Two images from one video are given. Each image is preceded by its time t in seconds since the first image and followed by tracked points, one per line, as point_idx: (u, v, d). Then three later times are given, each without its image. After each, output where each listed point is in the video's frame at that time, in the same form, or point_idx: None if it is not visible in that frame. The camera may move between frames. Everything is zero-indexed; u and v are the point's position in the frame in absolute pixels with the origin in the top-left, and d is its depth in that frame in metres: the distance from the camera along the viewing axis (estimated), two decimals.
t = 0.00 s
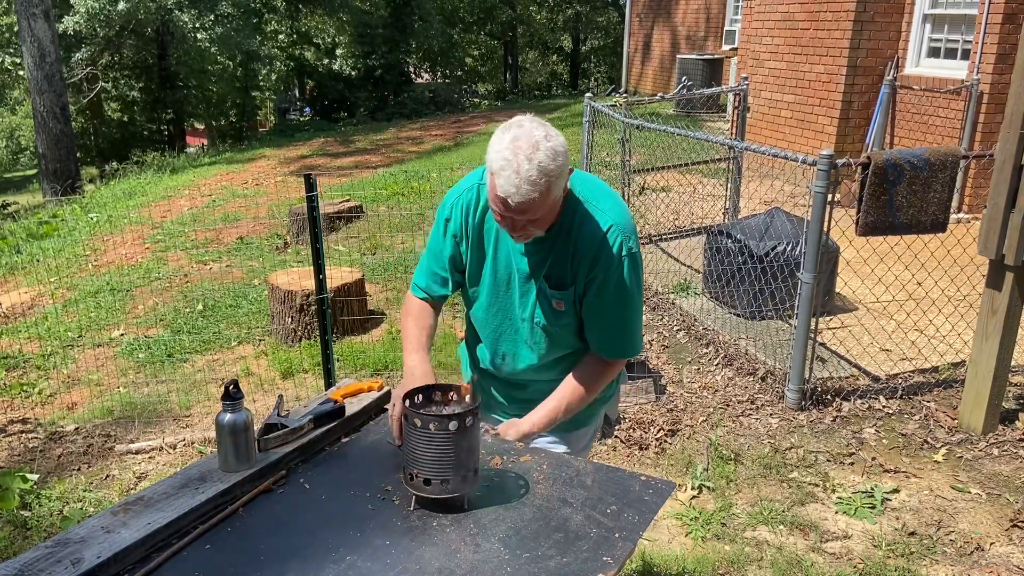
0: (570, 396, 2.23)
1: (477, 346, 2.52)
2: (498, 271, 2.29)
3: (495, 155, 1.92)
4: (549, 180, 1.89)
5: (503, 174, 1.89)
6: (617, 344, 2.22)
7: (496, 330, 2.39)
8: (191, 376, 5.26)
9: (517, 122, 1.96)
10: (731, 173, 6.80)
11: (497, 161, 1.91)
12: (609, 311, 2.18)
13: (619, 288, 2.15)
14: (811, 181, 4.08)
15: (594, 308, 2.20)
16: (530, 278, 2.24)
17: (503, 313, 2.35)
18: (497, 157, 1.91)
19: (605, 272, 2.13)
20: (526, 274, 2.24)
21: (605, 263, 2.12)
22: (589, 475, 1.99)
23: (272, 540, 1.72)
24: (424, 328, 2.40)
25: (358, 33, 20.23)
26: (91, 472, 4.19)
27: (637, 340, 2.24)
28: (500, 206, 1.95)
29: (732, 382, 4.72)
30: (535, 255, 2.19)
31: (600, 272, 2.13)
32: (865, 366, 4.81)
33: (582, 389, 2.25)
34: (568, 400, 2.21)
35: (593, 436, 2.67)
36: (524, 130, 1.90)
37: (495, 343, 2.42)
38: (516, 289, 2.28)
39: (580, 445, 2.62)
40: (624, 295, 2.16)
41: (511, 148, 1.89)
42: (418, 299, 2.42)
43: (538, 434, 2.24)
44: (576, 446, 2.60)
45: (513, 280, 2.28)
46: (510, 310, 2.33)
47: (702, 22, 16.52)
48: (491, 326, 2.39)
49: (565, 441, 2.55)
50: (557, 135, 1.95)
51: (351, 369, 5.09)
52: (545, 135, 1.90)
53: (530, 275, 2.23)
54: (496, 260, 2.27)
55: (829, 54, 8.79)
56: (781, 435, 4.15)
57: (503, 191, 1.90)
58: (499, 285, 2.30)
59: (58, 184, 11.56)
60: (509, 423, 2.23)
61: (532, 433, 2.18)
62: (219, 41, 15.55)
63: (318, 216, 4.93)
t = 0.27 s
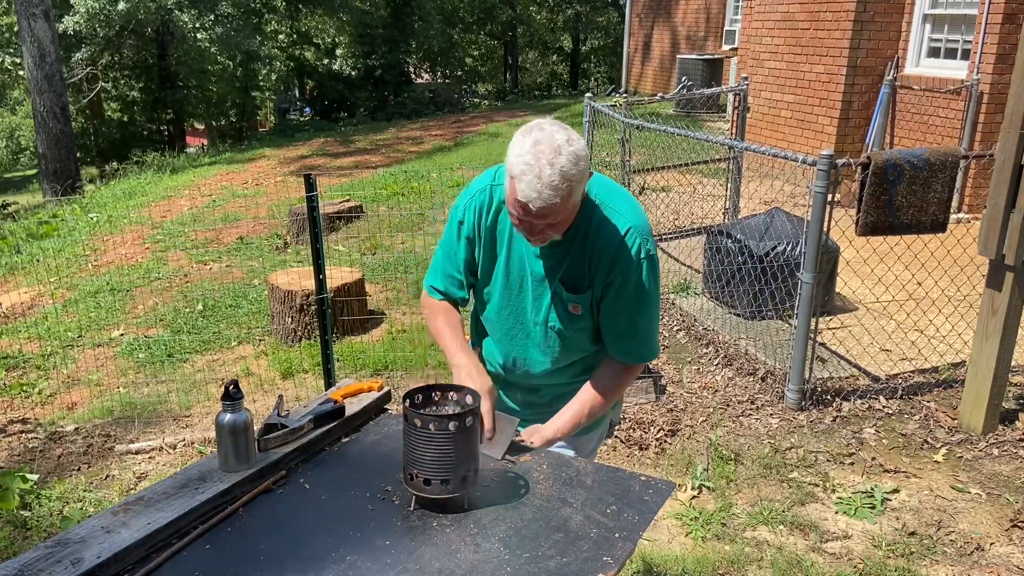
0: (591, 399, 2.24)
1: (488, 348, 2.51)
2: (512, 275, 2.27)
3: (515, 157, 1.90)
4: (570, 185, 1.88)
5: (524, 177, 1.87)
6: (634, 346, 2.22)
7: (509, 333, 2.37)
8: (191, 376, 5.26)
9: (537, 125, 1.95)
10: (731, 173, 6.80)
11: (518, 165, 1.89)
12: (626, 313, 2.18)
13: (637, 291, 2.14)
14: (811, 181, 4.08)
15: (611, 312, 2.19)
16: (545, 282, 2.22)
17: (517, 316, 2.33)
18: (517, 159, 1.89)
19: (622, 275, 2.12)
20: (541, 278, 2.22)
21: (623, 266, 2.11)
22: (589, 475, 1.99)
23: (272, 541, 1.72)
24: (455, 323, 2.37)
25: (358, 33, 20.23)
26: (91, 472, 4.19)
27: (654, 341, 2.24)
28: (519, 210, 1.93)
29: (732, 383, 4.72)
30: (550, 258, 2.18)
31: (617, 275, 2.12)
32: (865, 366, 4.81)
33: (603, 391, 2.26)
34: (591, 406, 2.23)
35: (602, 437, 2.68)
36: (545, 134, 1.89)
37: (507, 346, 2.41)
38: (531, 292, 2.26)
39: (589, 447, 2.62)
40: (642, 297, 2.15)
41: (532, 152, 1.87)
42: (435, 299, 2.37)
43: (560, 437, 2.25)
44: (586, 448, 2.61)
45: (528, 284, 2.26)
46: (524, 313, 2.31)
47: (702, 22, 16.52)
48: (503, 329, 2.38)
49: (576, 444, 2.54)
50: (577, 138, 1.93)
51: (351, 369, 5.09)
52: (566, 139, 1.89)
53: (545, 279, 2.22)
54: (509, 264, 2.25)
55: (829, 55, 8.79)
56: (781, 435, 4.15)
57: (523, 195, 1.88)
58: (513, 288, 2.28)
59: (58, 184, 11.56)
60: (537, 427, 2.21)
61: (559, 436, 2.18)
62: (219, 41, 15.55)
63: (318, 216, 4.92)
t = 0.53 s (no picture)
0: (610, 403, 2.24)
1: (500, 349, 2.49)
2: (527, 276, 2.25)
3: (534, 155, 1.88)
4: (587, 184, 1.86)
5: (542, 174, 1.85)
6: (652, 348, 2.20)
7: (522, 335, 2.36)
8: (191, 376, 5.26)
9: (556, 124, 1.93)
10: (731, 173, 6.79)
11: (536, 162, 1.87)
12: (644, 316, 2.17)
13: (655, 293, 2.12)
14: (811, 181, 4.08)
15: (628, 314, 2.18)
16: (560, 283, 2.20)
17: (531, 317, 2.31)
18: (536, 157, 1.88)
19: (641, 277, 2.10)
20: (556, 280, 2.20)
21: (641, 268, 2.09)
22: (589, 475, 1.99)
23: (273, 541, 1.72)
24: (468, 318, 2.36)
25: (358, 33, 20.22)
26: (91, 472, 4.19)
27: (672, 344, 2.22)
28: (535, 208, 1.92)
29: (732, 382, 4.72)
30: (566, 260, 2.16)
31: (635, 277, 2.11)
32: (865, 366, 4.81)
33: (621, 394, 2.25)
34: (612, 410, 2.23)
35: (614, 439, 2.67)
36: (564, 132, 1.87)
37: (519, 348, 2.38)
38: (545, 294, 2.25)
39: (600, 450, 2.61)
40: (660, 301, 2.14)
41: (551, 149, 1.86)
42: (448, 295, 2.38)
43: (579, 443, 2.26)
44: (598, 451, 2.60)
45: (543, 285, 2.24)
46: (538, 315, 2.30)
47: (702, 22, 16.52)
48: (517, 331, 2.36)
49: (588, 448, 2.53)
50: (597, 138, 1.92)
51: (351, 369, 5.10)
52: (585, 138, 1.87)
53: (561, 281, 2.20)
54: (523, 265, 2.24)
55: (829, 55, 8.79)
56: (781, 435, 4.15)
57: (540, 193, 1.87)
58: (527, 290, 2.27)
59: (58, 184, 11.56)
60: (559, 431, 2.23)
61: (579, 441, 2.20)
62: (219, 41, 15.54)
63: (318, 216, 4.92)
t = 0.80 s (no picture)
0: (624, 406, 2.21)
1: (511, 353, 2.47)
2: (539, 277, 2.23)
3: (536, 147, 1.89)
4: (587, 176, 1.85)
5: (541, 165, 1.86)
6: (665, 351, 2.17)
7: (534, 338, 2.33)
8: (191, 376, 5.26)
9: (561, 116, 1.94)
10: (731, 173, 6.79)
11: (537, 154, 1.88)
12: (657, 317, 2.14)
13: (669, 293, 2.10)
14: (811, 181, 4.08)
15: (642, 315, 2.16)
16: (572, 284, 2.19)
17: (542, 320, 2.29)
18: (538, 147, 1.88)
19: (653, 278, 2.09)
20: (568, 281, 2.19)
21: (653, 268, 2.08)
22: (589, 475, 1.98)
23: (273, 541, 1.72)
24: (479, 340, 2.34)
25: (358, 33, 20.22)
26: (91, 472, 4.19)
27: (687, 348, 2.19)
28: (538, 201, 1.91)
29: (732, 382, 4.72)
30: (578, 259, 2.15)
31: (648, 277, 2.09)
32: (865, 366, 4.81)
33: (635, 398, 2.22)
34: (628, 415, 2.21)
35: (625, 447, 2.63)
36: (567, 123, 1.87)
37: (530, 351, 2.36)
38: (557, 295, 2.23)
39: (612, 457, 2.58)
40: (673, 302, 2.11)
41: (552, 139, 1.86)
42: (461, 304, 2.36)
43: (597, 451, 2.23)
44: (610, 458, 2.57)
45: (554, 286, 2.22)
46: (550, 317, 2.28)
47: (702, 22, 16.52)
48: (528, 333, 2.34)
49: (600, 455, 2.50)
50: (601, 132, 1.91)
51: (351, 369, 5.09)
52: (588, 130, 1.87)
53: (573, 281, 2.18)
54: (535, 266, 2.22)
55: (829, 55, 8.80)
56: (781, 436, 4.15)
57: (538, 183, 1.86)
58: (538, 292, 2.25)
59: (58, 184, 11.56)
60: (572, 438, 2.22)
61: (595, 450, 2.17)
62: (219, 41, 15.54)
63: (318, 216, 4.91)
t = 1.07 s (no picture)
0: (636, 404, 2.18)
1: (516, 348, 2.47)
2: (542, 270, 2.23)
3: (535, 133, 1.89)
4: (586, 162, 1.84)
5: (539, 151, 1.85)
6: (669, 347, 2.15)
7: (537, 331, 2.33)
8: (191, 376, 5.26)
9: (562, 104, 1.94)
10: (731, 173, 6.79)
11: (536, 140, 1.88)
12: (663, 313, 2.12)
13: (675, 288, 2.09)
14: (811, 181, 4.08)
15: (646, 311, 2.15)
16: (575, 278, 2.18)
17: (546, 313, 2.29)
18: (537, 133, 1.88)
19: (657, 272, 2.08)
20: (572, 275, 2.19)
21: (659, 262, 2.07)
22: (589, 475, 1.99)
23: (272, 540, 1.72)
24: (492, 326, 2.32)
25: (358, 33, 20.22)
26: (91, 472, 4.19)
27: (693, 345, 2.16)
28: (537, 189, 1.90)
29: (732, 382, 4.73)
30: (582, 253, 2.15)
31: (653, 271, 2.08)
32: (865, 366, 4.81)
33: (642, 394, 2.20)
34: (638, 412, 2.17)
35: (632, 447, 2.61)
36: (566, 109, 1.87)
37: (534, 345, 2.36)
38: (561, 289, 2.23)
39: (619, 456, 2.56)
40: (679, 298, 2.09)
41: (550, 125, 1.85)
42: (465, 294, 2.35)
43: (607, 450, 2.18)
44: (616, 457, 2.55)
45: (558, 280, 2.22)
46: (554, 311, 2.27)
47: (702, 22, 16.52)
48: (531, 328, 2.34)
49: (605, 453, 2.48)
50: (602, 120, 1.90)
51: (351, 369, 5.10)
52: (587, 117, 1.87)
53: (577, 276, 2.18)
54: (539, 259, 2.22)
55: (829, 55, 8.80)
56: (781, 436, 4.15)
57: (537, 169, 1.86)
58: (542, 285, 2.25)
59: (58, 185, 11.56)
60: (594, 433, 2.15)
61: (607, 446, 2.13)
62: (219, 41, 15.54)
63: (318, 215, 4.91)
